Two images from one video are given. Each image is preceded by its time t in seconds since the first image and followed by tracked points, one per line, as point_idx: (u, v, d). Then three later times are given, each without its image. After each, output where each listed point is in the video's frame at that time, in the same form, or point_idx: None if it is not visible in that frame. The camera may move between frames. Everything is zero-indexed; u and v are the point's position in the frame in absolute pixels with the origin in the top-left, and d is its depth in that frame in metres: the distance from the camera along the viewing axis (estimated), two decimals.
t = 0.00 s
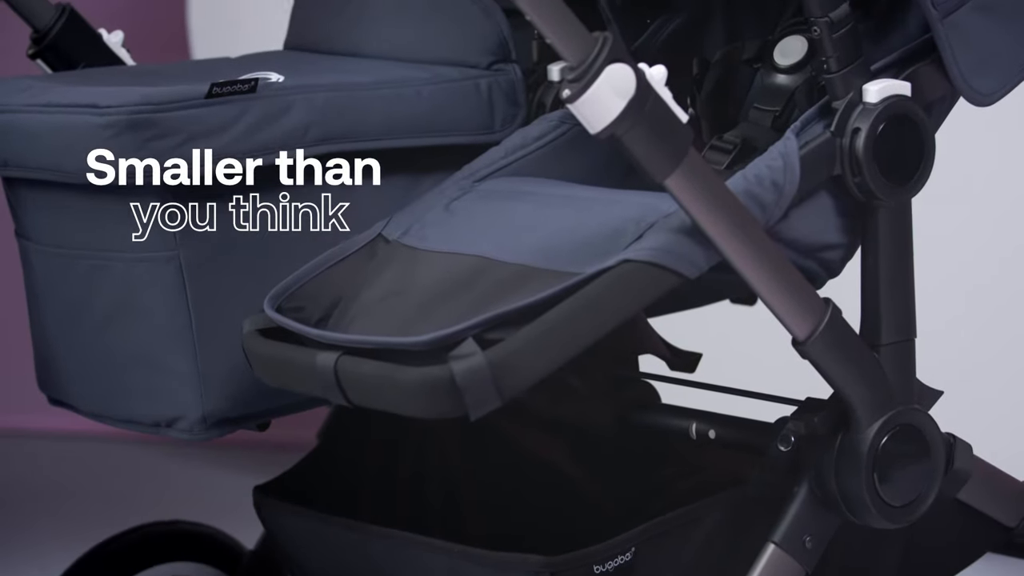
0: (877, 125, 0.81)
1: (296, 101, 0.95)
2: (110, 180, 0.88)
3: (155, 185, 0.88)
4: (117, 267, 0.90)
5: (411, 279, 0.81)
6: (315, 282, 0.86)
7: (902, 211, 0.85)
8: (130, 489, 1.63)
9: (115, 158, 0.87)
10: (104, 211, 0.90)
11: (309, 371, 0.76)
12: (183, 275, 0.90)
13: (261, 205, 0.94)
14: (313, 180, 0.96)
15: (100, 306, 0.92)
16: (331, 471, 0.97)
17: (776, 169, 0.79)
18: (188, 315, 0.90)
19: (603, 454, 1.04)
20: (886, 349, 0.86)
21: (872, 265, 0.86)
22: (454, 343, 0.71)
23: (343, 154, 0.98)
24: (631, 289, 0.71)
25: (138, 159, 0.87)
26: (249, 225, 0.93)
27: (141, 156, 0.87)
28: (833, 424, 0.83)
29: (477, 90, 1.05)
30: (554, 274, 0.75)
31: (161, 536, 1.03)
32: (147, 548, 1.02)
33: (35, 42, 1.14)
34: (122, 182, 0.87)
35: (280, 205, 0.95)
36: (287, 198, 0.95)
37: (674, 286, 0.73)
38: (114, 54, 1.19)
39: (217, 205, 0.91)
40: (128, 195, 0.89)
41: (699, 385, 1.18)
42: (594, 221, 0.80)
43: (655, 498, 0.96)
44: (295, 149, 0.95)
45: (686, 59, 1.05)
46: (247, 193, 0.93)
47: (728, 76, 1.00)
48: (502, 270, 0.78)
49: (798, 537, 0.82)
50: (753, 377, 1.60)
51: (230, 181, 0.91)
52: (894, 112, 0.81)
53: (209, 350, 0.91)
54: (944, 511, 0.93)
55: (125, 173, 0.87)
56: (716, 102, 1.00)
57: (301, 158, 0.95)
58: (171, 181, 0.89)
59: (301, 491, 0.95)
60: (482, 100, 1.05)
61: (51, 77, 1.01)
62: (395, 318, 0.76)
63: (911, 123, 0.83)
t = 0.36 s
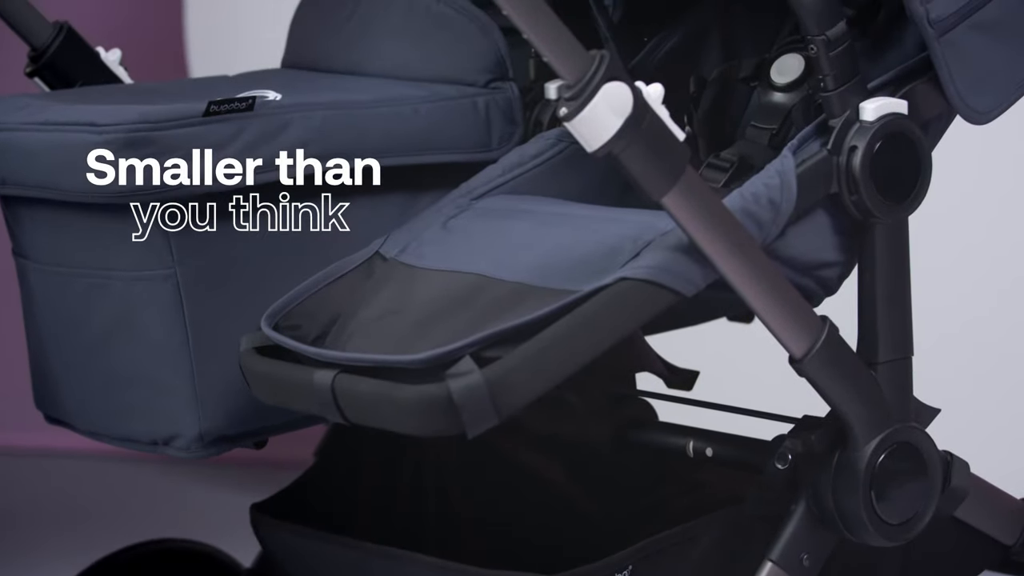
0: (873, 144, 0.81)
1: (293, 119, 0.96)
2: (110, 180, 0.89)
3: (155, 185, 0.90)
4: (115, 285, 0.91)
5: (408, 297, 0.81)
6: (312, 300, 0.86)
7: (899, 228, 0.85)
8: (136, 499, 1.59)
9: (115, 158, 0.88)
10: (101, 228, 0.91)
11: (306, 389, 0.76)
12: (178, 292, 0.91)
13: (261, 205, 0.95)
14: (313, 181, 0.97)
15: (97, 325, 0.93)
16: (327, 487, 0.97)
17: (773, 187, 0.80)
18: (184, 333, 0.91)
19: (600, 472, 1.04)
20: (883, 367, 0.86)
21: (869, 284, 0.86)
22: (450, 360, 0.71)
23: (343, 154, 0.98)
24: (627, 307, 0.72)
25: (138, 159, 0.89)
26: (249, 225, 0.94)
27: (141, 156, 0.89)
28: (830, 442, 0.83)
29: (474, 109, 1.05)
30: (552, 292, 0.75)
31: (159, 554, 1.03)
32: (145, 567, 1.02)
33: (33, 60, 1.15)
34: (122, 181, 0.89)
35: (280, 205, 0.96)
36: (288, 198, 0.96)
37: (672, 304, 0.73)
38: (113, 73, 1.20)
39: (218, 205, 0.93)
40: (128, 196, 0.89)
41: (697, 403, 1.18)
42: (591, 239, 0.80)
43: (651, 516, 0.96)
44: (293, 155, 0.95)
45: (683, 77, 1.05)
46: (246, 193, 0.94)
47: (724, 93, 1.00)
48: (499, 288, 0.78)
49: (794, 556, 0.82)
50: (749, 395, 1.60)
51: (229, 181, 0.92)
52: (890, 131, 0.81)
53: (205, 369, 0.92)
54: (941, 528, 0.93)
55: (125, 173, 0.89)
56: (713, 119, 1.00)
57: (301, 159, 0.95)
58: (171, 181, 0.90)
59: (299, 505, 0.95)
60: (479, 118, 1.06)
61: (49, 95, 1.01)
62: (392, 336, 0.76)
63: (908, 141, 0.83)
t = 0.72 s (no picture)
0: (870, 163, 0.80)
1: (291, 137, 0.96)
2: (110, 180, 0.89)
3: (154, 185, 0.90)
4: (112, 304, 0.92)
5: (405, 316, 0.81)
6: (308, 320, 0.86)
7: (896, 246, 0.86)
8: (126, 517, 1.59)
9: (115, 158, 0.89)
10: (100, 247, 0.92)
11: (303, 408, 0.76)
12: (177, 312, 0.91)
13: (261, 206, 0.96)
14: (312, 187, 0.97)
15: (95, 344, 0.94)
16: (322, 506, 0.97)
17: (770, 206, 0.80)
18: (182, 351, 0.92)
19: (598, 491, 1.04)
20: (879, 385, 0.86)
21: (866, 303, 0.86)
22: (448, 379, 0.71)
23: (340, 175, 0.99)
24: (624, 325, 0.72)
25: (138, 159, 0.89)
26: (249, 225, 0.95)
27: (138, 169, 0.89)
28: (827, 460, 0.84)
29: (472, 128, 1.07)
30: (549, 310, 0.75)
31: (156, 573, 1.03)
32: None
33: (30, 79, 1.15)
34: (122, 181, 0.89)
35: (280, 205, 0.97)
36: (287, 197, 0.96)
37: (669, 323, 0.73)
38: (109, 91, 1.20)
39: (217, 204, 0.92)
40: (128, 195, 0.89)
41: (694, 420, 1.18)
42: (588, 258, 0.80)
43: (649, 535, 0.96)
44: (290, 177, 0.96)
45: (679, 96, 1.06)
46: (246, 193, 0.94)
47: (720, 112, 1.00)
48: (496, 307, 0.78)
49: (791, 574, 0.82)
50: (746, 413, 1.60)
51: (228, 191, 0.93)
52: (887, 149, 0.82)
53: (202, 387, 0.93)
54: (936, 547, 0.93)
55: (125, 173, 0.89)
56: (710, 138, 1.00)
57: (301, 159, 0.97)
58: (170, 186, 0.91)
59: (295, 525, 0.95)
60: (477, 137, 1.07)
61: (46, 113, 1.02)
62: (389, 355, 0.76)
63: (904, 160, 0.83)
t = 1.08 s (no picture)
0: (866, 182, 0.81)
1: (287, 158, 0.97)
2: (110, 181, 0.89)
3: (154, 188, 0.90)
4: (109, 323, 0.92)
5: (402, 336, 0.81)
6: (305, 339, 0.86)
7: (893, 266, 0.86)
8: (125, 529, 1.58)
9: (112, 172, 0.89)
10: (98, 267, 0.92)
11: (299, 428, 0.76)
12: (174, 331, 0.92)
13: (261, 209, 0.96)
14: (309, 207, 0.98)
15: (92, 363, 0.94)
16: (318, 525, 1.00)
17: (766, 226, 0.80)
18: (179, 370, 0.92)
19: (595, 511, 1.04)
20: (875, 406, 0.86)
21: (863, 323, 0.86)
22: (446, 399, 0.71)
23: (338, 195, 1.00)
24: (620, 345, 0.72)
25: (139, 162, 0.89)
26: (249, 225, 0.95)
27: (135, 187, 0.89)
28: (824, 480, 0.84)
29: (469, 147, 1.08)
30: (546, 330, 0.75)
31: None
32: None
33: (29, 99, 1.16)
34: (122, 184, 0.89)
35: (280, 212, 0.96)
36: (286, 211, 0.97)
37: (665, 342, 0.74)
38: (107, 112, 1.21)
39: (217, 207, 0.93)
40: (126, 213, 0.89)
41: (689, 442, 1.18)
42: (584, 278, 0.81)
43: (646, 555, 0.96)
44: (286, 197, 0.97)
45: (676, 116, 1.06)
46: (246, 200, 0.94)
47: (717, 133, 1.01)
48: (492, 326, 0.78)
49: None
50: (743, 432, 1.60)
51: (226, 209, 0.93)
52: (883, 169, 0.82)
53: (199, 407, 0.93)
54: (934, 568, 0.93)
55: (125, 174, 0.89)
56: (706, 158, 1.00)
57: (298, 166, 0.97)
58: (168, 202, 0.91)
59: (293, 543, 0.98)
60: (475, 157, 1.08)
61: (44, 134, 1.02)
62: (386, 375, 0.76)
63: (901, 181, 0.83)
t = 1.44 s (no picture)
0: (863, 204, 0.81)
1: (284, 179, 0.97)
2: (106, 205, 0.89)
3: (151, 211, 0.90)
4: (107, 344, 0.93)
5: (399, 356, 0.81)
6: (303, 359, 0.86)
7: (889, 287, 0.86)
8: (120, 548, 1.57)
9: (109, 197, 0.89)
10: (97, 289, 0.92)
11: (296, 449, 0.76)
12: (172, 353, 0.92)
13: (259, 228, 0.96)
14: (307, 228, 0.98)
15: (90, 383, 0.94)
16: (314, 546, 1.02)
17: (762, 247, 0.80)
18: (177, 391, 0.93)
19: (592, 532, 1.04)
20: (872, 426, 0.86)
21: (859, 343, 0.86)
22: (443, 420, 0.71)
23: (335, 216, 1.00)
24: (619, 366, 0.72)
25: (134, 190, 0.89)
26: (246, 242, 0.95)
27: (132, 210, 0.89)
28: (821, 500, 0.84)
29: (466, 169, 1.08)
30: (543, 351, 0.76)
31: None
32: None
33: (26, 121, 1.16)
34: (118, 209, 0.89)
35: (277, 233, 0.97)
36: (284, 233, 0.97)
37: (662, 363, 0.74)
38: (104, 133, 1.21)
39: (214, 228, 0.93)
40: (123, 236, 0.89)
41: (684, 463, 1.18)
42: (581, 298, 0.81)
43: None
44: (284, 217, 0.97)
45: (672, 138, 1.07)
46: (243, 221, 0.95)
47: (713, 153, 1.01)
48: (489, 347, 0.78)
49: None
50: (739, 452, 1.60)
51: (224, 227, 0.94)
52: (880, 190, 0.82)
53: (197, 427, 0.93)
54: None
55: (120, 200, 0.89)
56: (702, 179, 1.01)
57: (294, 190, 0.97)
58: (165, 223, 0.91)
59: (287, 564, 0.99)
60: (471, 178, 1.08)
61: (42, 156, 1.02)
62: (383, 396, 0.76)
63: (897, 203, 0.84)
